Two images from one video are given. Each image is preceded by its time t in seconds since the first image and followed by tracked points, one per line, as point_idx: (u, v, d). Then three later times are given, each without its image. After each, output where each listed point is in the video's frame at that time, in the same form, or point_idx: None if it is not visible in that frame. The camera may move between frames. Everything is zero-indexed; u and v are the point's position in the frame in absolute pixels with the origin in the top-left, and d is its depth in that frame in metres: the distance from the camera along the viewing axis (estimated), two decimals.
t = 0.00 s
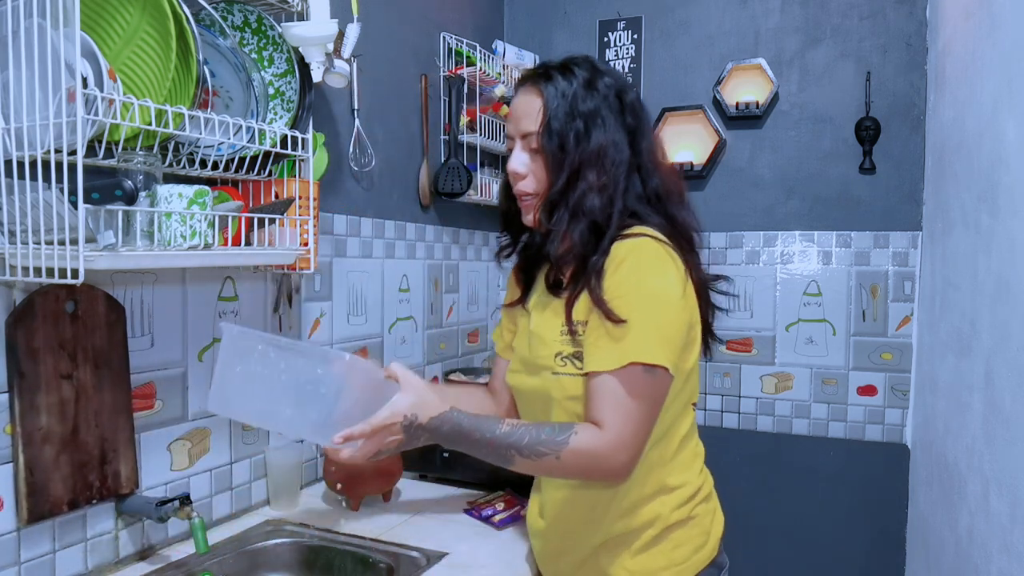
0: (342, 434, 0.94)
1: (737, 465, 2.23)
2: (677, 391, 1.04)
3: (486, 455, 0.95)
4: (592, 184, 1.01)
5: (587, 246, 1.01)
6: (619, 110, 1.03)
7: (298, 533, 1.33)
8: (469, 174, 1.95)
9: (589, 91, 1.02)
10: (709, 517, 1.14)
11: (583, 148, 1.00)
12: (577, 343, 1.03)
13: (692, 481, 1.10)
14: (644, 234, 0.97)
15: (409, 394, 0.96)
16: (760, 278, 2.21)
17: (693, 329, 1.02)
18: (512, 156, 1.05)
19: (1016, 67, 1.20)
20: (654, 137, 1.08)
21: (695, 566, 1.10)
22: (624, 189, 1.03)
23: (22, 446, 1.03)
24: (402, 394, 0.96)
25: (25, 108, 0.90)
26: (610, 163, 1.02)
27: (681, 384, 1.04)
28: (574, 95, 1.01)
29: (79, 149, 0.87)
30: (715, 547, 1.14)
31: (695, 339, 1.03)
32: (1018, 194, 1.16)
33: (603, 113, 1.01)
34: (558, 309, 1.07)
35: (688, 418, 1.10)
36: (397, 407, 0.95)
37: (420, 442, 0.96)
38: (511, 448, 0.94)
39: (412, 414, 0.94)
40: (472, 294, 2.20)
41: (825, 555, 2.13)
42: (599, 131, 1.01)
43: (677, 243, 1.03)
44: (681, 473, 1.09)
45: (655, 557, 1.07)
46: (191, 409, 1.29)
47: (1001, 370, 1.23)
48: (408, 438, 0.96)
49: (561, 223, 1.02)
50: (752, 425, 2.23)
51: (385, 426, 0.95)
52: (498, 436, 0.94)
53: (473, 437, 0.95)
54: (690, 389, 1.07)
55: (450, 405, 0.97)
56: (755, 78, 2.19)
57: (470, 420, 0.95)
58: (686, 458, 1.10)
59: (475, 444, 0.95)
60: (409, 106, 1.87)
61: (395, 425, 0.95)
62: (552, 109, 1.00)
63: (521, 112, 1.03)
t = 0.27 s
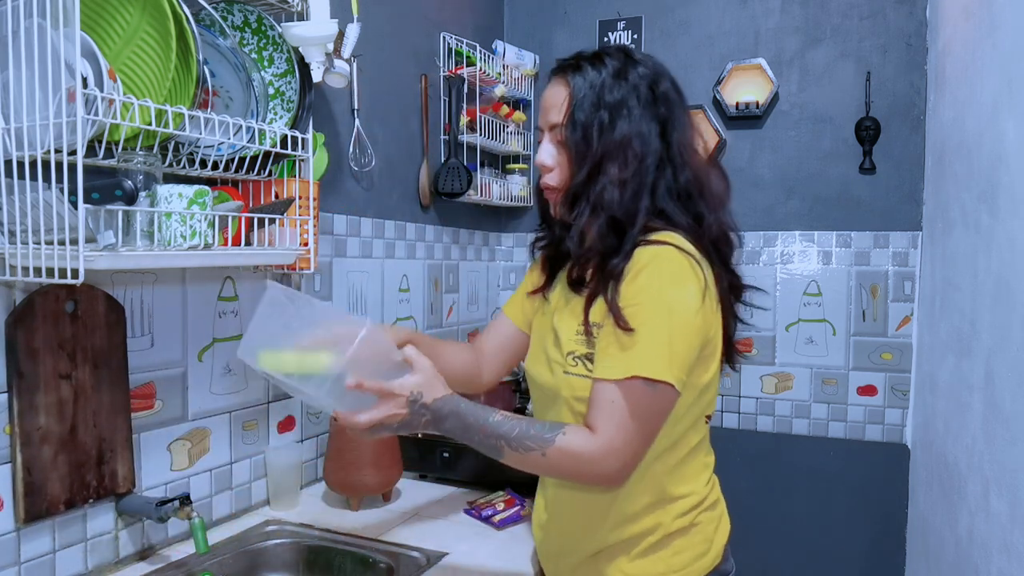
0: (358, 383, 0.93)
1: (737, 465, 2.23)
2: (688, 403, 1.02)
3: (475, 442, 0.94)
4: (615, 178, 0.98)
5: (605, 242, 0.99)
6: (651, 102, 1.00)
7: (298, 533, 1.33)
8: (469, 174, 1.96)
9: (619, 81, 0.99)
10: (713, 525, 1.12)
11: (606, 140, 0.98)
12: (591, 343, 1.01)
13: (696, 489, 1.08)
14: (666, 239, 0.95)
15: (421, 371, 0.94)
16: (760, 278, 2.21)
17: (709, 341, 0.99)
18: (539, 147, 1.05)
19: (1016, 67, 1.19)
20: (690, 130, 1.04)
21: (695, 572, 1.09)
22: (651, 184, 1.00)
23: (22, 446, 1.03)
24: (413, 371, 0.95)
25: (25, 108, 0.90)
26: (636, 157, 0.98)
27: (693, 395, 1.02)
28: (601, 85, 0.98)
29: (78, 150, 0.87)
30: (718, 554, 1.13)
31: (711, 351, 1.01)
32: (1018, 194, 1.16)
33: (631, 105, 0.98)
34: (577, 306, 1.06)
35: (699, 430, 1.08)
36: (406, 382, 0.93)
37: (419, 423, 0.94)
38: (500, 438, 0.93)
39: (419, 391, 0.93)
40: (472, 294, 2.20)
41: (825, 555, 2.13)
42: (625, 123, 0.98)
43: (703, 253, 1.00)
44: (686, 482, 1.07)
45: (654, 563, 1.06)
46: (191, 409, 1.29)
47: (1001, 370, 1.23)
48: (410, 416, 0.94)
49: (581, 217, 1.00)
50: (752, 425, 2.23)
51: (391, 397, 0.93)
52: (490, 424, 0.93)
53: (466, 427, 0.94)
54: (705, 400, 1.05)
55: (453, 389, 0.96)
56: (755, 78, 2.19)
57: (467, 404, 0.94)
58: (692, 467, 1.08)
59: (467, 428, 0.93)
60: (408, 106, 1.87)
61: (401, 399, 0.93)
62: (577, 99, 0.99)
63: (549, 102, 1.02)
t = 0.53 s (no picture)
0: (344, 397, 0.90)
1: (737, 465, 2.23)
2: (698, 412, 1.02)
3: (468, 463, 0.93)
4: (637, 179, 0.98)
5: (626, 246, 0.99)
6: (674, 102, 1.00)
7: (298, 533, 1.33)
8: (469, 174, 1.96)
9: (642, 79, 0.98)
10: (719, 526, 1.13)
11: (629, 139, 0.97)
12: (601, 348, 1.01)
13: (703, 493, 1.09)
14: (688, 250, 0.95)
15: (411, 392, 0.94)
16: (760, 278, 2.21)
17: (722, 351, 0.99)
18: (557, 142, 1.05)
19: (1016, 67, 1.19)
20: (713, 129, 1.04)
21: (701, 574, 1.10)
22: (671, 186, 1.00)
23: (22, 446, 1.03)
24: (404, 392, 0.94)
25: (25, 108, 0.90)
26: (658, 157, 0.99)
27: (704, 404, 1.02)
28: (624, 82, 0.98)
29: (78, 149, 0.87)
30: (722, 555, 1.13)
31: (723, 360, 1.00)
32: (1018, 194, 1.16)
33: (654, 103, 0.98)
34: (589, 309, 1.06)
35: (709, 437, 1.08)
36: (396, 402, 0.93)
37: (409, 445, 0.93)
38: (494, 455, 0.92)
39: (410, 412, 0.93)
40: (472, 294, 2.20)
41: (825, 555, 2.13)
42: (648, 122, 0.98)
43: (721, 261, 1.00)
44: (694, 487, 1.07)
45: (661, 566, 1.06)
46: (191, 409, 1.29)
47: (1001, 370, 1.23)
48: (399, 437, 0.92)
49: (601, 218, 1.00)
50: (752, 425, 2.23)
51: (380, 417, 0.92)
52: (483, 442, 0.92)
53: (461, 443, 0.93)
54: (716, 405, 1.05)
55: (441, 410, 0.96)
56: (755, 78, 2.19)
57: (458, 425, 0.93)
58: (700, 472, 1.08)
59: (459, 449, 0.92)
60: (408, 106, 1.87)
61: (392, 420, 0.92)
62: (599, 96, 0.98)
63: (569, 97, 1.02)
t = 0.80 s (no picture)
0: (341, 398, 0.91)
1: (736, 465, 2.23)
2: (695, 412, 1.02)
3: (467, 463, 0.93)
4: (633, 179, 0.98)
5: (626, 246, 0.99)
6: (668, 101, 1.00)
7: (298, 533, 1.33)
8: (469, 174, 1.96)
9: (636, 78, 0.98)
10: (713, 526, 1.12)
11: (624, 139, 0.98)
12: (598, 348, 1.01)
13: (698, 493, 1.09)
14: (684, 251, 0.95)
15: (410, 393, 0.95)
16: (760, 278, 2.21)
17: (718, 351, 1.00)
18: (551, 144, 1.05)
19: (1015, 67, 1.19)
20: (707, 127, 1.04)
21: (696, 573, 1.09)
22: (668, 185, 1.00)
23: (22, 446, 1.03)
24: (403, 392, 0.95)
25: (25, 109, 0.90)
26: (654, 156, 0.99)
27: (701, 404, 1.02)
28: (617, 81, 0.98)
29: (78, 150, 0.87)
30: (717, 555, 1.13)
31: (719, 360, 1.01)
32: (1018, 194, 1.16)
33: (648, 102, 0.98)
34: (585, 309, 1.06)
35: (704, 437, 1.08)
36: (395, 402, 0.94)
37: (406, 445, 0.94)
38: (493, 456, 0.92)
39: (408, 412, 0.93)
40: (472, 294, 2.20)
41: (825, 555, 2.13)
42: (643, 121, 0.98)
43: (718, 259, 1.00)
44: (689, 487, 1.07)
45: (655, 565, 1.06)
46: (191, 409, 1.29)
47: (1001, 370, 1.23)
48: (396, 437, 0.93)
49: (600, 219, 1.00)
50: (752, 425, 2.23)
51: (378, 417, 0.93)
52: (481, 442, 0.92)
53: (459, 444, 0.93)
54: (711, 406, 1.06)
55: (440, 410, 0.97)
56: (755, 78, 2.19)
57: (456, 425, 0.93)
58: (695, 472, 1.08)
59: (457, 450, 0.93)
60: (408, 106, 1.87)
61: (390, 420, 0.93)
62: (594, 96, 0.98)
63: (563, 99, 1.03)
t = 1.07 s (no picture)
0: (324, 391, 0.91)
1: (736, 465, 2.23)
2: (683, 412, 1.02)
3: (450, 458, 0.93)
4: (622, 181, 0.98)
5: (613, 246, 0.99)
6: (657, 100, 0.99)
7: (298, 533, 1.33)
8: (469, 174, 1.96)
9: (625, 78, 0.98)
10: (702, 526, 1.12)
11: (612, 141, 0.97)
12: (587, 346, 1.01)
13: (686, 494, 1.09)
14: (673, 250, 0.95)
15: (395, 389, 0.94)
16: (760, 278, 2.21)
17: (706, 352, 1.00)
18: (543, 148, 1.05)
19: (1015, 67, 1.19)
20: (697, 127, 1.04)
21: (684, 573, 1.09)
22: (657, 185, 1.00)
23: (21, 446, 1.03)
24: (389, 389, 0.94)
25: (25, 109, 0.90)
26: (642, 157, 0.98)
27: (690, 404, 1.02)
28: (606, 83, 0.98)
29: (78, 149, 0.87)
30: (706, 556, 1.13)
31: (708, 360, 1.01)
32: (1018, 194, 1.16)
33: (636, 102, 0.98)
34: (575, 308, 1.06)
35: (693, 437, 1.08)
36: (380, 398, 0.92)
37: (390, 441, 0.93)
38: (477, 451, 0.92)
39: (393, 408, 0.92)
40: (472, 294, 2.20)
41: (825, 555, 2.13)
42: (631, 121, 0.97)
43: (706, 259, 1.00)
44: (676, 487, 1.07)
45: (642, 565, 1.06)
46: (192, 409, 1.29)
47: (1001, 370, 1.23)
48: (380, 433, 0.92)
49: (588, 220, 1.00)
50: (752, 425, 2.23)
51: (362, 412, 0.92)
52: (465, 437, 0.92)
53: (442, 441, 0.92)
54: (701, 406, 1.06)
55: (427, 408, 0.95)
56: (755, 78, 2.19)
57: (441, 420, 0.93)
58: (682, 472, 1.08)
59: (442, 445, 0.92)
60: (408, 106, 1.87)
61: (374, 415, 0.92)
62: (582, 99, 0.98)
63: (553, 103, 1.03)
